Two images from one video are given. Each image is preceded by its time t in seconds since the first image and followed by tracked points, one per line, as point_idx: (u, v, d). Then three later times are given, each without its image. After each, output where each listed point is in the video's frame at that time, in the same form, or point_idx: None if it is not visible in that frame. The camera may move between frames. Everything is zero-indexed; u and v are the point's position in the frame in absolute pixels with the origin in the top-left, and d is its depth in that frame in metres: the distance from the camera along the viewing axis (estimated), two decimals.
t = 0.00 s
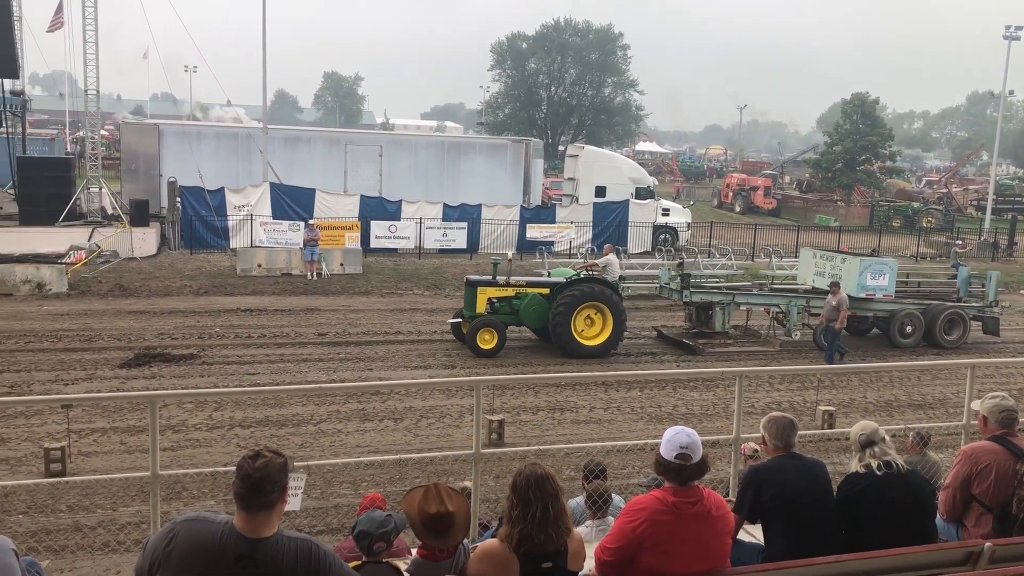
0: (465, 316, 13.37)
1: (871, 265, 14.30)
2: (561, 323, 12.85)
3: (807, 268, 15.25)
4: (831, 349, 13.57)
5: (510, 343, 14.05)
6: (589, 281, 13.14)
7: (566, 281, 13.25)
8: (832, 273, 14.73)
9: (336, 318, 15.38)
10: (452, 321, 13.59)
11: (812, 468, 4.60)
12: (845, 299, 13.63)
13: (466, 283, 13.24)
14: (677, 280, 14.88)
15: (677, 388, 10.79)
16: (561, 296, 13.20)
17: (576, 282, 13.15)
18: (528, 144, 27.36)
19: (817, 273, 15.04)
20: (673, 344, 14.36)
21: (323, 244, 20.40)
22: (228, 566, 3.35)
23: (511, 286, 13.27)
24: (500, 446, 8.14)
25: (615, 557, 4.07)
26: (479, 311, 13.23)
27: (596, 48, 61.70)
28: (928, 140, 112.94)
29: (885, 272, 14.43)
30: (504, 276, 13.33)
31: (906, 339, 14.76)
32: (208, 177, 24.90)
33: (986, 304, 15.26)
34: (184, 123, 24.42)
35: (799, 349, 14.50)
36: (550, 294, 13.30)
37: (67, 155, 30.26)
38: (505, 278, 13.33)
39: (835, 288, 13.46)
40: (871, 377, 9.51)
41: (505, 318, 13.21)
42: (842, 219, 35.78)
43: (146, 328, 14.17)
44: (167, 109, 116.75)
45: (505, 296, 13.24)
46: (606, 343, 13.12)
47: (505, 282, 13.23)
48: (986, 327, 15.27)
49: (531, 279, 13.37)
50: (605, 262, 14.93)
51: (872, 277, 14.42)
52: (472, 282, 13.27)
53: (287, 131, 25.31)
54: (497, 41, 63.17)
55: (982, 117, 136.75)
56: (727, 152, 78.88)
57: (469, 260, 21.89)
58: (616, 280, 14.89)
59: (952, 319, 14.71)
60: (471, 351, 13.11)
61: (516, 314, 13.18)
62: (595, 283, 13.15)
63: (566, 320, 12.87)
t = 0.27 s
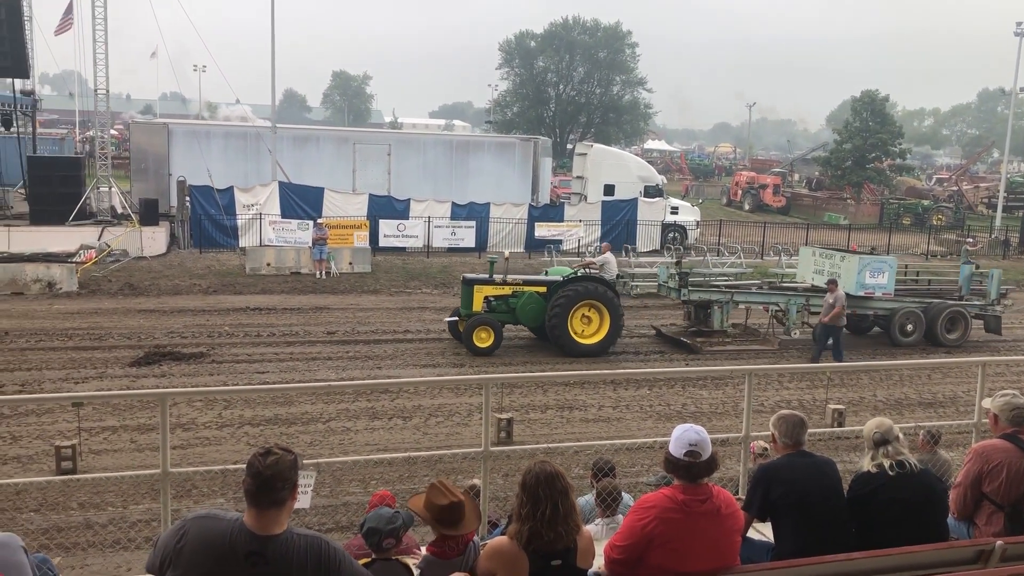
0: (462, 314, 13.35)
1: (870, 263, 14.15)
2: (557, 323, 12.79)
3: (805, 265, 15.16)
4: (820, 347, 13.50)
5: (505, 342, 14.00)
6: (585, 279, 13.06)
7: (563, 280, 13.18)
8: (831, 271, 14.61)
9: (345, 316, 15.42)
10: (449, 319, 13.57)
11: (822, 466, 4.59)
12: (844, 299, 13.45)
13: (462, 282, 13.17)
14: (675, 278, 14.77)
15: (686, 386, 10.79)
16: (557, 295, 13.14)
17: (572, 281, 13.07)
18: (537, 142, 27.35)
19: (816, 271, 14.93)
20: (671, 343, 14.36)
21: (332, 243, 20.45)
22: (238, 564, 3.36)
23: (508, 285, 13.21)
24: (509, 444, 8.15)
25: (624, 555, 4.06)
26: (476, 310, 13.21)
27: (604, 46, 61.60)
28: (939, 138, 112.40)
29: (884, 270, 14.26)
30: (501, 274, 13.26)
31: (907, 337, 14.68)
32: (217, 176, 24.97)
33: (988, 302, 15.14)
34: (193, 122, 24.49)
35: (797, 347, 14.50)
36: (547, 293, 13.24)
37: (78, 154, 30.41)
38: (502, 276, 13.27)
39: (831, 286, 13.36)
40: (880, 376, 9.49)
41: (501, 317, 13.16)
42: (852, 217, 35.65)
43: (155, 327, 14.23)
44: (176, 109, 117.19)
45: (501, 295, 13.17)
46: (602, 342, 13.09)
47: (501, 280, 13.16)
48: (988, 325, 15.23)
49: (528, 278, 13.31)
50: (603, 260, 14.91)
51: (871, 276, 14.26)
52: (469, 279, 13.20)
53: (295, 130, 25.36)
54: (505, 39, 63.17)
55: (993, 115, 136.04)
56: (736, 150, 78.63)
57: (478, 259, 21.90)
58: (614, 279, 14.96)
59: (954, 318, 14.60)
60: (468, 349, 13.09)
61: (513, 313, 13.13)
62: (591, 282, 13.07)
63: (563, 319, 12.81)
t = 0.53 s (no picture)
0: (457, 312, 13.34)
1: (867, 260, 14.10)
2: (552, 321, 12.74)
3: (802, 262, 15.19)
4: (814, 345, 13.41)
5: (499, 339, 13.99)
6: (580, 277, 13.00)
7: (558, 278, 13.13)
8: (828, 268, 14.59)
9: (352, 315, 15.44)
10: (446, 317, 13.58)
11: (831, 464, 4.58)
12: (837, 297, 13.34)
13: (458, 280, 13.12)
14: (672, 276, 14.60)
15: (694, 384, 10.81)
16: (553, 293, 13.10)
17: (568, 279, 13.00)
18: (544, 140, 27.33)
19: (813, 268, 14.93)
20: (667, 341, 14.30)
21: (340, 242, 20.49)
22: (247, 562, 3.36)
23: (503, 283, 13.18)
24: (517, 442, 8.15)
25: (633, 553, 4.06)
26: (471, 308, 13.20)
27: (611, 44, 61.51)
28: (948, 134, 111.88)
29: (882, 267, 14.22)
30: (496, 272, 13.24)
31: (906, 336, 14.63)
32: (225, 176, 25.03)
33: (988, 300, 15.03)
34: (201, 122, 24.55)
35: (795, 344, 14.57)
36: (542, 291, 13.20)
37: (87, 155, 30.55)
38: (497, 274, 13.23)
39: (825, 284, 13.29)
40: (889, 373, 9.47)
41: (496, 315, 13.15)
42: (860, 214, 35.54)
43: (164, 326, 14.28)
44: (184, 109, 117.60)
45: (497, 294, 13.17)
46: (598, 341, 13.05)
47: (496, 278, 13.12)
48: (988, 323, 15.15)
49: (523, 276, 13.28)
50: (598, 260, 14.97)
51: (868, 273, 14.22)
52: (465, 278, 13.14)
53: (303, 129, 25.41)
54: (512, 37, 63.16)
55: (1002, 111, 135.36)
56: (744, 148, 78.39)
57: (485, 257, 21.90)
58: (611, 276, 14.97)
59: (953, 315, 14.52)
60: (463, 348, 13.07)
61: (508, 311, 13.12)
62: (586, 280, 13.00)
63: (558, 317, 12.76)
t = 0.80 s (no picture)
0: (452, 312, 13.32)
1: (863, 258, 14.04)
2: (547, 320, 12.71)
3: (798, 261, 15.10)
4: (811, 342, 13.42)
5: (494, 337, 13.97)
6: (576, 276, 12.96)
7: (553, 277, 13.09)
8: (825, 267, 14.49)
9: (359, 314, 15.46)
10: (440, 317, 13.56)
11: (839, 462, 4.57)
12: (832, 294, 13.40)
13: (452, 279, 13.13)
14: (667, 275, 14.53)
15: (701, 383, 10.80)
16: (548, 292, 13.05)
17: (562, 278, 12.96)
18: (550, 139, 27.32)
19: (810, 267, 14.82)
20: (662, 340, 14.27)
21: (347, 241, 20.53)
22: (255, 560, 3.38)
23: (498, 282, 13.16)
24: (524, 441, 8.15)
25: (641, 551, 4.06)
26: (466, 308, 13.18)
27: (617, 43, 61.42)
28: (956, 132, 111.41)
29: (878, 266, 14.17)
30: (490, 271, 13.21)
31: (904, 334, 14.53)
32: (232, 175, 25.10)
33: (987, 298, 14.98)
34: (208, 122, 24.60)
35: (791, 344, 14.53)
36: (537, 290, 13.17)
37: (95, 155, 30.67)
38: (492, 273, 13.21)
39: (819, 280, 13.34)
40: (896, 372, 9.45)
41: (491, 314, 13.11)
42: (868, 212, 35.43)
43: (171, 326, 14.31)
44: (191, 109, 117.97)
45: (492, 292, 13.14)
46: (594, 339, 13.01)
47: (490, 277, 13.11)
48: (986, 321, 15.04)
49: (518, 275, 13.25)
50: (592, 256, 14.94)
51: (864, 271, 14.15)
52: (458, 278, 13.19)
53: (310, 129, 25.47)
54: (518, 36, 63.15)
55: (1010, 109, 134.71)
56: (751, 146, 78.17)
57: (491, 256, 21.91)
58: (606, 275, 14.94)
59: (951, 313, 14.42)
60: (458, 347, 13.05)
61: (502, 310, 13.08)
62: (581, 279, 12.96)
63: (553, 316, 12.72)
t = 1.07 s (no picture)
0: (445, 311, 13.31)
1: (858, 257, 13.99)
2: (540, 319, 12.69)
3: (794, 258, 15.12)
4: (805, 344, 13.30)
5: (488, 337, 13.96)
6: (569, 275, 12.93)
7: (547, 276, 13.06)
8: (820, 266, 14.48)
9: (365, 313, 15.47)
10: (435, 316, 13.57)
11: (845, 461, 4.56)
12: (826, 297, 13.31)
13: (446, 278, 13.08)
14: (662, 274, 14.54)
15: (707, 382, 10.80)
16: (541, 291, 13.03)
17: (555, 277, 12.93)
18: (555, 138, 27.31)
19: (805, 266, 14.85)
20: (658, 339, 14.25)
21: (353, 240, 20.56)
22: (262, 559, 3.38)
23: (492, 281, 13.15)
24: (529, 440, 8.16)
25: (647, 550, 4.07)
26: (459, 307, 13.16)
27: (622, 41, 61.36)
28: (963, 131, 111.02)
29: (873, 265, 14.09)
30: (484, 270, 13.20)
31: (900, 334, 14.48)
32: (238, 174, 25.15)
33: (983, 297, 14.96)
34: (214, 121, 24.65)
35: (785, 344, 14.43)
36: (531, 289, 13.15)
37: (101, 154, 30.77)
38: (485, 272, 13.19)
39: (813, 281, 13.29)
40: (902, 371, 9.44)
41: (484, 313, 13.11)
42: (874, 211, 35.34)
43: (177, 324, 14.35)
44: (198, 109, 118.24)
45: (485, 292, 13.13)
46: (587, 338, 12.98)
47: (483, 276, 13.09)
48: (984, 321, 14.92)
49: (511, 274, 13.23)
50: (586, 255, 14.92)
51: (859, 270, 14.10)
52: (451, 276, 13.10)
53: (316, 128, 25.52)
54: (523, 36, 63.14)
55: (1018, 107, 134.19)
56: (757, 145, 77.98)
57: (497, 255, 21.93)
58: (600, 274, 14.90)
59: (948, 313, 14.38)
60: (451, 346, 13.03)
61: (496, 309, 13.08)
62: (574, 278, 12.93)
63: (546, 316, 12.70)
